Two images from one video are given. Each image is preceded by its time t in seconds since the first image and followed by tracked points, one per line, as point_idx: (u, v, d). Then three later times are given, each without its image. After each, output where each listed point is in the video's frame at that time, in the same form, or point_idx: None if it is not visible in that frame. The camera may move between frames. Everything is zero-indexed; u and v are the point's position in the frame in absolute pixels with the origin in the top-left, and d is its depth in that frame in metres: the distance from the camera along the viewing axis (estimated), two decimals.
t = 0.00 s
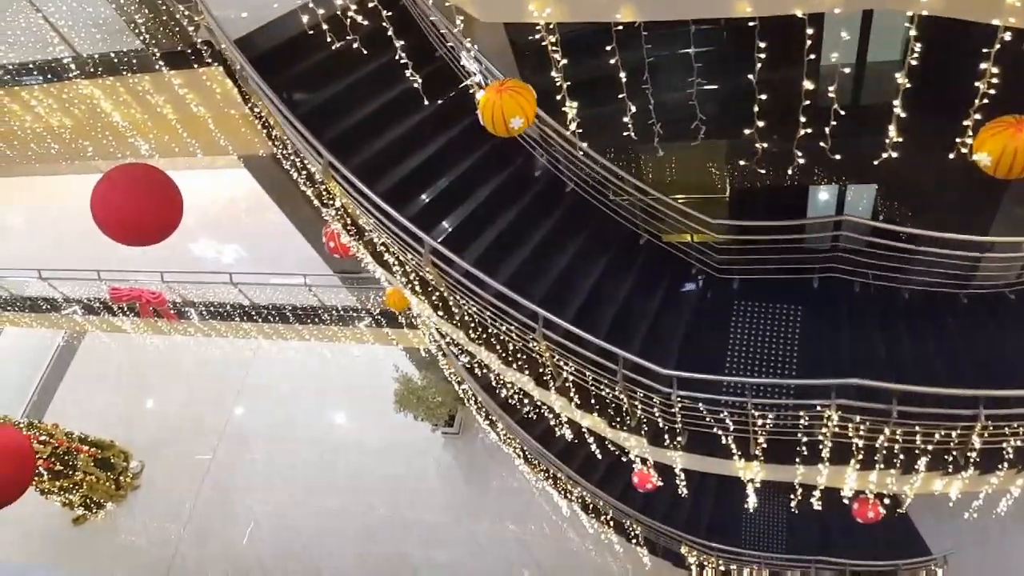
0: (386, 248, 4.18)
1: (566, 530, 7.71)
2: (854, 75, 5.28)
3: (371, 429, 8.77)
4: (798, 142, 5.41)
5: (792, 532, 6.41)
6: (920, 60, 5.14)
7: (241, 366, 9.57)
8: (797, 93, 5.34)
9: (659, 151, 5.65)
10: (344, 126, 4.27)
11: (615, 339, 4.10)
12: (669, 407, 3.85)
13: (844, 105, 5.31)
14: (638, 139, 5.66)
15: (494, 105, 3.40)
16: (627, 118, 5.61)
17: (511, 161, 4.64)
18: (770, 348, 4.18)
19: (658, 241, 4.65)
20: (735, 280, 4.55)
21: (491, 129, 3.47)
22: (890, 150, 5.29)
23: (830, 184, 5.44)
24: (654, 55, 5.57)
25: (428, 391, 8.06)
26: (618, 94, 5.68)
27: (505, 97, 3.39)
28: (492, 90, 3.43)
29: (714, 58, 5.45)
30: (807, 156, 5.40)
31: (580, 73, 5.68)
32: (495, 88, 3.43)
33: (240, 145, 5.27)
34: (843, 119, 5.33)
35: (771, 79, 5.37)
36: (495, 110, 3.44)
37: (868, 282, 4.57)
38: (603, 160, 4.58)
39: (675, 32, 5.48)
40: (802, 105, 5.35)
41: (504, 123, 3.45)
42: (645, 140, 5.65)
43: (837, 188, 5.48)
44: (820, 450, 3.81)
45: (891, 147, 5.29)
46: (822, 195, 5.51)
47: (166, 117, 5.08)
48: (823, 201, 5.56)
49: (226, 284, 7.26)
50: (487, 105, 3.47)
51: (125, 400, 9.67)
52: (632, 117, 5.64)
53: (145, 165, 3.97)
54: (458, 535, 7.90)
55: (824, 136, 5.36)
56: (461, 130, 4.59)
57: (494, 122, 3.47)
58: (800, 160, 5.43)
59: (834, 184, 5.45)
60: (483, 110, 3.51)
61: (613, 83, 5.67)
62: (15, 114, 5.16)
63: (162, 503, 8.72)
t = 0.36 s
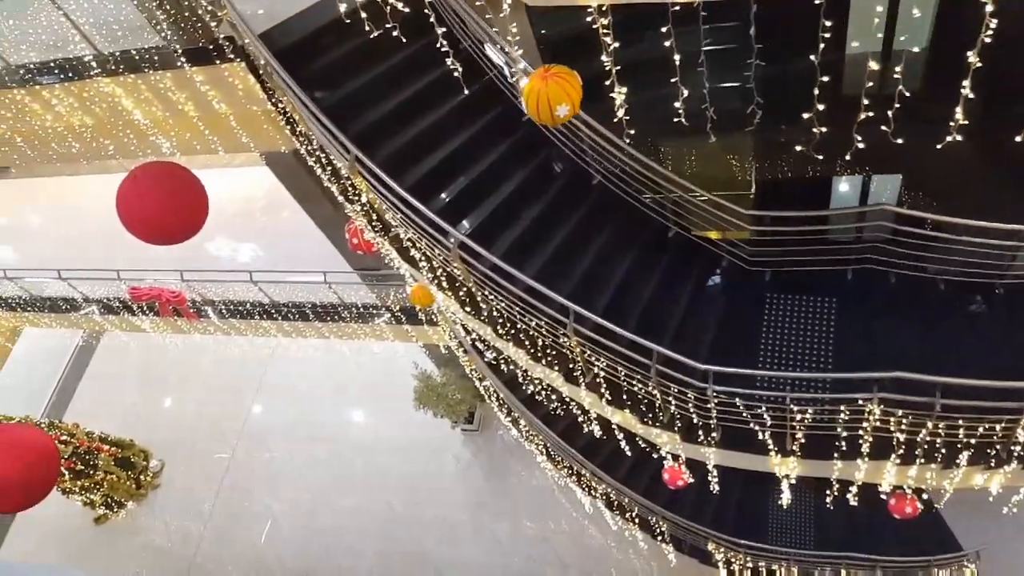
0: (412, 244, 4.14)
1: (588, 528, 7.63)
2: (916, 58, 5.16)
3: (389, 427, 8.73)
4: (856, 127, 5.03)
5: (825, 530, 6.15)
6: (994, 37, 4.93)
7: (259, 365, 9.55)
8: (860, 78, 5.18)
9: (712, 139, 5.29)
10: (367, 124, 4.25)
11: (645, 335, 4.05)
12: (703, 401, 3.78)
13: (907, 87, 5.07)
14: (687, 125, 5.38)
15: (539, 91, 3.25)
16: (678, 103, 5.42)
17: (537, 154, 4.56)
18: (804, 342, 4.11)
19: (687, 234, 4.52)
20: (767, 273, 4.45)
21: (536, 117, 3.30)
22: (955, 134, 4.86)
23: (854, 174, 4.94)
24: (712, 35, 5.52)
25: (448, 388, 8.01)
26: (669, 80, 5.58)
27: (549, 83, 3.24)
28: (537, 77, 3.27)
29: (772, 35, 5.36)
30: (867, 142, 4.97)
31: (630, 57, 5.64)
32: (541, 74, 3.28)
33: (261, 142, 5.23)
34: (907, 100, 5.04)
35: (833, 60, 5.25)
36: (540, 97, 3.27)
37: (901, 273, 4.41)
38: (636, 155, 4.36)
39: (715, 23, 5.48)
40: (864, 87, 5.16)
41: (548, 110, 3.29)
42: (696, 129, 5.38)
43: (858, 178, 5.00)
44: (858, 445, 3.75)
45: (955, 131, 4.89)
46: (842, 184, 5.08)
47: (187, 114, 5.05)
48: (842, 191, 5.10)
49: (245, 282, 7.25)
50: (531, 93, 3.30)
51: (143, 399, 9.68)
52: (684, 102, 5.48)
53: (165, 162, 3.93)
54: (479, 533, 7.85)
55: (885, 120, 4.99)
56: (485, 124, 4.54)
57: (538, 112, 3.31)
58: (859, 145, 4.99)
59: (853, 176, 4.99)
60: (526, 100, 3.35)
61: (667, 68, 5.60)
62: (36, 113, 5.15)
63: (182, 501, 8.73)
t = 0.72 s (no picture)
0: (440, 238, 4.10)
1: (611, 526, 7.56)
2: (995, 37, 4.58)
3: (408, 425, 8.70)
4: (923, 112, 4.66)
5: (854, 529, 5.90)
6: None
7: (279, 362, 9.54)
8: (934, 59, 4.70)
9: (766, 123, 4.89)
10: (392, 119, 4.22)
11: (680, 329, 3.98)
12: (739, 397, 3.73)
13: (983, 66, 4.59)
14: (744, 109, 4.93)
15: (590, 77, 3.17)
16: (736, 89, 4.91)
17: (564, 146, 4.48)
18: (840, 337, 4.05)
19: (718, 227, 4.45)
20: (801, 266, 4.38)
21: (587, 108, 3.23)
22: None
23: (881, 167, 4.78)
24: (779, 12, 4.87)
25: (469, 386, 7.97)
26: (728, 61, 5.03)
27: (601, 69, 3.16)
28: (587, 62, 3.19)
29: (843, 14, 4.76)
30: (932, 126, 4.62)
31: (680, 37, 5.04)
32: (590, 60, 3.20)
33: (285, 138, 5.20)
34: (982, 82, 4.59)
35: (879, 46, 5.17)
36: (590, 84, 3.19)
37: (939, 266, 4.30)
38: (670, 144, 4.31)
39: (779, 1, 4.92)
40: (936, 70, 4.71)
41: (599, 97, 3.21)
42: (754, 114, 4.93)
43: (884, 172, 4.87)
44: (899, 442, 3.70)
45: None
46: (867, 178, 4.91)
47: (211, 110, 5.04)
48: (869, 184, 4.95)
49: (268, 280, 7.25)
50: (581, 80, 3.22)
51: (164, 397, 9.70)
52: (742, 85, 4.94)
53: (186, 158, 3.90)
54: (501, 531, 7.80)
55: (956, 104, 4.60)
56: (513, 116, 4.49)
57: (589, 100, 3.24)
58: (927, 130, 4.63)
59: (879, 170, 4.86)
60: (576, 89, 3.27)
61: (723, 52, 5.06)
62: (61, 111, 5.15)
63: (203, 498, 8.74)
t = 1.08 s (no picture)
0: (466, 233, 4.05)
1: (630, 525, 7.50)
2: None
3: (424, 422, 8.66)
4: (988, 99, 4.69)
5: (886, 528, 5.32)
6: None
7: (295, 359, 9.53)
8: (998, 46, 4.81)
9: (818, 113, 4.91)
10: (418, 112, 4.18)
11: (710, 324, 3.93)
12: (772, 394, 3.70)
13: None
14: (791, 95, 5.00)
15: (641, 63, 3.13)
16: (792, 75, 5.02)
17: (591, 139, 4.44)
18: (873, 335, 4.01)
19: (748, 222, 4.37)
20: (832, 262, 4.31)
21: (637, 95, 3.17)
22: None
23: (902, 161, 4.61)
24: None
25: (487, 382, 7.92)
26: (786, 47, 5.25)
27: (652, 54, 3.12)
28: (638, 47, 3.15)
29: None
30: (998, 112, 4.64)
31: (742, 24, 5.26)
32: (640, 46, 3.16)
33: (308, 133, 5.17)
34: None
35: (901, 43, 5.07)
36: (641, 70, 3.15)
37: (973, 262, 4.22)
38: (696, 134, 4.22)
39: None
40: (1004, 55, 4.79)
41: (650, 83, 3.17)
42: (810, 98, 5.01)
43: (905, 168, 4.66)
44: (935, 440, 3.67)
45: None
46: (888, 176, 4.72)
47: (233, 105, 5.01)
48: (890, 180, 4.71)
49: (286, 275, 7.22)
50: (631, 65, 3.18)
51: (180, 393, 9.70)
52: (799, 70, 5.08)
53: (206, 153, 3.82)
54: (518, 529, 7.76)
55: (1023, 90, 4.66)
56: (540, 109, 4.45)
57: (638, 87, 3.18)
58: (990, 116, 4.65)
59: (900, 165, 4.66)
60: (624, 76, 3.22)
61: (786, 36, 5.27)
62: (82, 105, 5.14)
63: (219, 494, 8.74)
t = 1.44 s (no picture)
0: (495, 231, 3.96)
1: (651, 530, 7.39)
2: None
3: (441, 424, 8.56)
4: None
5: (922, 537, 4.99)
6: None
7: (310, 360, 9.45)
8: None
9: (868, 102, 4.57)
10: (447, 107, 4.10)
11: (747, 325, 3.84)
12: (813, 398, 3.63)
13: None
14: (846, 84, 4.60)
15: (702, 52, 2.96)
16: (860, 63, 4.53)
17: (622, 136, 4.34)
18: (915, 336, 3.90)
19: (784, 220, 4.26)
20: (871, 262, 4.19)
21: (695, 83, 3.02)
22: None
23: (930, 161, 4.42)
24: None
25: (505, 384, 7.83)
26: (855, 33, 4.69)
27: (713, 41, 2.95)
28: (699, 33, 2.97)
29: None
30: None
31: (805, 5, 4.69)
32: (700, 32, 2.99)
33: (331, 129, 5.08)
34: None
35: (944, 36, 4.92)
36: (701, 58, 2.98)
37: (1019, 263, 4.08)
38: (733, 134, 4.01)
39: None
40: None
41: (711, 73, 3.00)
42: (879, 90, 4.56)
43: (934, 167, 4.45)
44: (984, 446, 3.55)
45: None
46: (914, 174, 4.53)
47: (256, 101, 4.95)
48: (921, 177, 4.52)
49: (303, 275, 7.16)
50: (690, 53, 3.00)
51: (194, 393, 9.65)
52: (869, 56, 4.56)
53: (237, 150, 3.76)
54: (537, 533, 7.65)
55: None
56: (570, 104, 4.37)
57: (698, 76, 3.03)
58: None
59: (930, 164, 4.44)
60: (682, 63, 3.04)
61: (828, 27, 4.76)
62: (102, 101, 5.08)
63: (234, 496, 8.67)
